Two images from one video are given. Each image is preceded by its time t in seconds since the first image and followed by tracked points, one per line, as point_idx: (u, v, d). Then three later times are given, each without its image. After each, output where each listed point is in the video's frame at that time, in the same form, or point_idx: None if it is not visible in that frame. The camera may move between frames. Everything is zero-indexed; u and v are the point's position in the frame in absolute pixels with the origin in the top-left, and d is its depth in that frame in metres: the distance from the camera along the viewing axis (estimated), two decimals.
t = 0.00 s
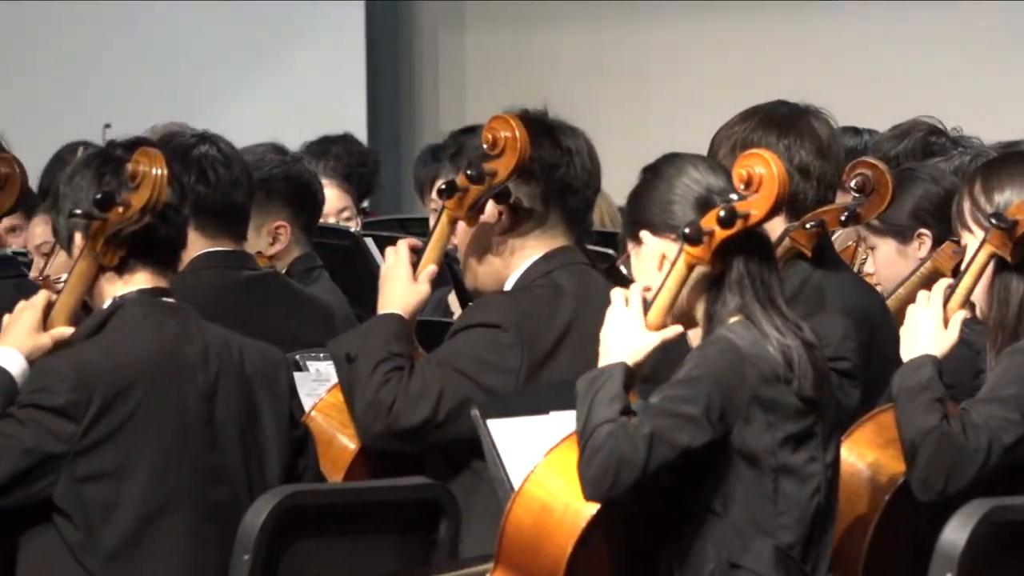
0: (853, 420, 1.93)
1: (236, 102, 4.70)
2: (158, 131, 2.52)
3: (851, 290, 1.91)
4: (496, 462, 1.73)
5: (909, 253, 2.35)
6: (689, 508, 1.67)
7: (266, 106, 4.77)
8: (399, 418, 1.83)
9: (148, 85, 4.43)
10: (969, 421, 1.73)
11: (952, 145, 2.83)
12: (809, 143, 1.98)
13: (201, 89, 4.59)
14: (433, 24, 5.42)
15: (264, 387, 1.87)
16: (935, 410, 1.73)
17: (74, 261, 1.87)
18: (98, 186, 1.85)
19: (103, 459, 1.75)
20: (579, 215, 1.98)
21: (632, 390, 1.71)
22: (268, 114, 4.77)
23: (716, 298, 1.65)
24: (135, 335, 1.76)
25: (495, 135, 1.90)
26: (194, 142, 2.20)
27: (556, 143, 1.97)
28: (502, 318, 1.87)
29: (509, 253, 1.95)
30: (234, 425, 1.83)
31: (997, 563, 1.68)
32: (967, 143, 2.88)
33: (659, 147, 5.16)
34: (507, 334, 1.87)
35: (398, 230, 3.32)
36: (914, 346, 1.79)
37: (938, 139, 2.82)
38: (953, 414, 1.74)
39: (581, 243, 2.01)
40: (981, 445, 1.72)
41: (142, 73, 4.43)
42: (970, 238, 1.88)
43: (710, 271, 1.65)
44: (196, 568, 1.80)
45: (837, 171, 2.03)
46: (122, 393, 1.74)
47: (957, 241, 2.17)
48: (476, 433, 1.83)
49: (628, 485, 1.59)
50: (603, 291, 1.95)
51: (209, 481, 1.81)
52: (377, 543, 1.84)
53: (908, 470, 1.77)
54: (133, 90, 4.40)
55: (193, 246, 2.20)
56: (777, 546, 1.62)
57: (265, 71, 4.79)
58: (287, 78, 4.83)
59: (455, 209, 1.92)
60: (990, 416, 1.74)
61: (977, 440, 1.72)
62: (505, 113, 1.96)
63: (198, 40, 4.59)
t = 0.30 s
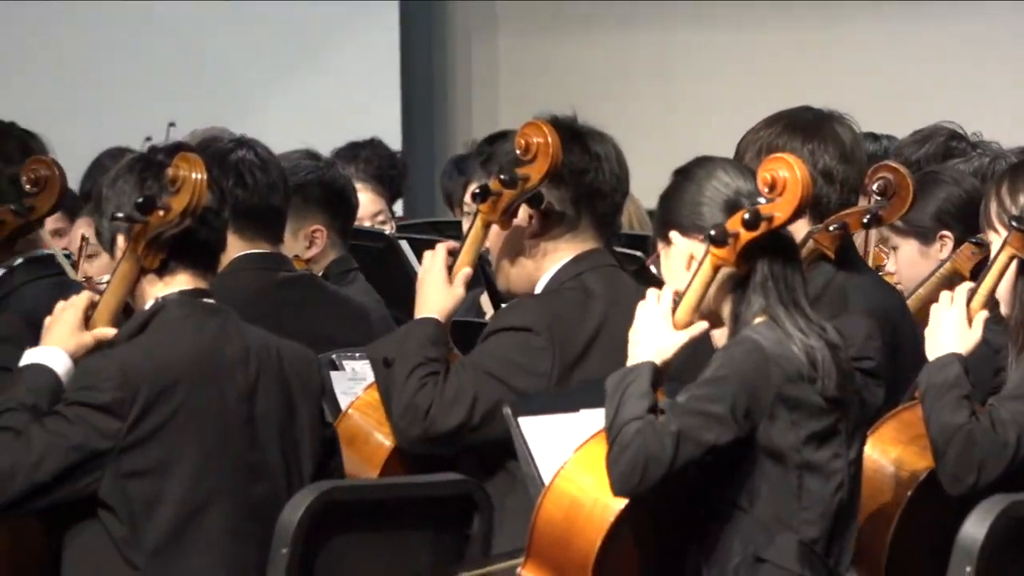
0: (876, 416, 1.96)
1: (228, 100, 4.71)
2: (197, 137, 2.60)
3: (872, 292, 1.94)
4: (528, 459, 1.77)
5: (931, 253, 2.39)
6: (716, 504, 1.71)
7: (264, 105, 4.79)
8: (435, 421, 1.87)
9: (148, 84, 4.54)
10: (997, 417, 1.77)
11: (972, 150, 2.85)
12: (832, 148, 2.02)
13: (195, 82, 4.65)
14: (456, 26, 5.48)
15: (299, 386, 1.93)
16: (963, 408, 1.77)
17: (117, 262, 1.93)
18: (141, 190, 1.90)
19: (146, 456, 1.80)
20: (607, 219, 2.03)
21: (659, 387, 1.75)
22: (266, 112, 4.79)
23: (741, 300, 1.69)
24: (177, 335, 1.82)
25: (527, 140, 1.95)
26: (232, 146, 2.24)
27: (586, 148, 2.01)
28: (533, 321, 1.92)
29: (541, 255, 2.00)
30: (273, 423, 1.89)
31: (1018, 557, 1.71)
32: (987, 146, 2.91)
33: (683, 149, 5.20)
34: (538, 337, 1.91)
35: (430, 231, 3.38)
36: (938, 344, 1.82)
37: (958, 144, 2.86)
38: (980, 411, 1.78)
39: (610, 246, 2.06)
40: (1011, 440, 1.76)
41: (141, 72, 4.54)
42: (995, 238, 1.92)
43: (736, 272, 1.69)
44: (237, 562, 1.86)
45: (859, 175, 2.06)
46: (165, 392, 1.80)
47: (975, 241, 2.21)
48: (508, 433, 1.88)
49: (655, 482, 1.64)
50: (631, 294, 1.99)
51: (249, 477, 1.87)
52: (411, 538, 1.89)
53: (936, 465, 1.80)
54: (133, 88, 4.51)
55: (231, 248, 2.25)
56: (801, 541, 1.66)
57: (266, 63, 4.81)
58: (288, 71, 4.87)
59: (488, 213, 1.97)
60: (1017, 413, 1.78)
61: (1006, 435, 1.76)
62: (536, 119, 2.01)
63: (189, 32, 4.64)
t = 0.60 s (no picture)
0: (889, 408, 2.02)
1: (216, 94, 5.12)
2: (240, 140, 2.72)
3: (883, 290, 2.02)
4: (554, 449, 1.85)
5: (937, 255, 2.45)
6: (737, 494, 1.80)
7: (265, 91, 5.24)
8: (471, 417, 1.96)
9: (149, 84, 4.84)
10: (1005, 410, 1.85)
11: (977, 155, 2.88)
12: (846, 152, 2.09)
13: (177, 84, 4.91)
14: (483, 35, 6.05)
15: (336, 380, 2.02)
16: (973, 401, 1.84)
17: (163, 261, 2.02)
18: (188, 192, 2.00)
19: (193, 444, 1.90)
20: (632, 221, 2.11)
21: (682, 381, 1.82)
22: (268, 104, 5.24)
23: (759, 298, 1.77)
24: (222, 330, 1.91)
25: (554, 145, 2.03)
26: (277, 151, 2.33)
27: (612, 153, 2.09)
28: (562, 318, 2.00)
29: (567, 255, 2.09)
30: (313, 415, 1.99)
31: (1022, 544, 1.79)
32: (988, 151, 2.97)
33: (699, 150, 5.74)
34: (567, 334, 2.00)
35: (462, 232, 3.49)
36: (946, 340, 1.90)
37: (963, 149, 2.89)
38: (988, 404, 1.86)
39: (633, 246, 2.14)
40: (1020, 432, 1.84)
41: (142, 72, 4.83)
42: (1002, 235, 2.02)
43: (754, 270, 1.77)
44: (279, 546, 1.97)
45: (872, 178, 2.13)
46: (212, 382, 1.89)
47: (979, 241, 2.27)
48: (537, 426, 1.96)
49: (682, 471, 1.71)
50: (654, 291, 2.08)
51: (291, 467, 1.96)
52: (445, 525, 1.97)
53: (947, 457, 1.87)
54: (134, 87, 4.80)
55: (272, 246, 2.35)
56: (816, 528, 1.74)
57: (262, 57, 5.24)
58: (287, 71, 5.26)
59: (517, 215, 2.05)
60: None
61: (1015, 427, 1.84)
62: (563, 125, 2.09)
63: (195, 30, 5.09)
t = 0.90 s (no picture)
0: (907, 402, 2.11)
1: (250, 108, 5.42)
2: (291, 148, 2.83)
3: (903, 289, 2.11)
4: (591, 440, 1.95)
5: (950, 259, 2.54)
6: (767, 484, 1.88)
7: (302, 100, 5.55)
8: (513, 407, 2.06)
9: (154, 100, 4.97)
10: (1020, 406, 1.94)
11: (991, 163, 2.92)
12: (867, 158, 2.18)
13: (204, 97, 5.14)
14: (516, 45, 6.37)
15: (384, 375, 2.12)
16: (989, 398, 1.93)
17: (219, 263, 2.13)
18: (241, 198, 2.10)
19: (251, 435, 2.01)
20: (662, 223, 2.20)
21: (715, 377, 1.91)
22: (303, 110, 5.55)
23: (787, 297, 1.86)
24: (276, 327, 2.02)
25: (589, 151, 2.14)
26: (325, 157, 2.41)
27: (641, 159, 2.19)
28: (600, 314, 2.09)
29: (602, 256, 2.18)
30: (363, 408, 2.09)
31: None
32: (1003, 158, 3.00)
33: (726, 155, 5.87)
34: (605, 329, 2.09)
35: (503, 235, 3.57)
36: (964, 338, 2.00)
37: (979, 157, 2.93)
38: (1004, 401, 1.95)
39: (665, 247, 2.23)
40: None
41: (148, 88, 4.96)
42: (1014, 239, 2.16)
43: (781, 270, 1.86)
44: (331, 532, 2.07)
45: (892, 183, 2.23)
46: (269, 377, 2.00)
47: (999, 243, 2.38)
48: (575, 417, 2.06)
49: (718, 464, 1.79)
50: (687, 290, 2.17)
51: (343, 458, 2.07)
52: (488, 513, 2.05)
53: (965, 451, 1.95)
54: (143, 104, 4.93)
55: (323, 249, 2.47)
56: (842, 515, 1.83)
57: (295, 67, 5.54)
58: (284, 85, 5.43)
59: (554, 217, 2.16)
60: None
61: None
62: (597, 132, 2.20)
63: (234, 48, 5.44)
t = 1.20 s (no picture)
0: (926, 395, 2.28)
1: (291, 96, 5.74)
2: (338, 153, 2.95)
3: (923, 288, 2.20)
4: (626, 431, 2.04)
5: (968, 260, 2.69)
6: (792, 475, 1.96)
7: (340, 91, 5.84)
8: (550, 396, 2.16)
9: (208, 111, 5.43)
10: None
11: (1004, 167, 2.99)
12: (888, 163, 2.26)
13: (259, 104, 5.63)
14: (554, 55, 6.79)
15: (426, 369, 2.23)
16: (1003, 395, 2.10)
17: (269, 263, 2.24)
18: (290, 201, 2.20)
19: (299, 428, 2.11)
20: (691, 223, 2.29)
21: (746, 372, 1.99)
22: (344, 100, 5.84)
23: (812, 295, 1.95)
24: (325, 325, 2.12)
25: (622, 156, 2.27)
26: (372, 162, 2.50)
27: (671, 163, 2.29)
28: (634, 309, 2.18)
29: (634, 256, 2.28)
30: (406, 401, 2.19)
31: None
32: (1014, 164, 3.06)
33: (758, 159, 6.28)
34: (638, 324, 2.18)
35: (541, 237, 3.66)
36: (982, 338, 2.14)
37: (991, 161, 3.00)
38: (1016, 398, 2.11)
39: (695, 247, 2.32)
40: None
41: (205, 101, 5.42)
42: None
43: (805, 270, 1.95)
44: (378, 520, 2.17)
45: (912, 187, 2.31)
46: (317, 373, 2.10)
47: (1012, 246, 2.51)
48: (609, 408, 2.16)
49: (748, 458, 1.88)
50: (716, 289, 2.25)
51: (388, 449, 2.17)
52: (525, 502, 2.14)
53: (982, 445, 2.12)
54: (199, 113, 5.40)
55: (369, 250, 2.57)
56: (865, 504, 1.91)
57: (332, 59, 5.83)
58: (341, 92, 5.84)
59: (589, 219, 2.26)
60: None
61: None
62: (629, 138, 2.30)
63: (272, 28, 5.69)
